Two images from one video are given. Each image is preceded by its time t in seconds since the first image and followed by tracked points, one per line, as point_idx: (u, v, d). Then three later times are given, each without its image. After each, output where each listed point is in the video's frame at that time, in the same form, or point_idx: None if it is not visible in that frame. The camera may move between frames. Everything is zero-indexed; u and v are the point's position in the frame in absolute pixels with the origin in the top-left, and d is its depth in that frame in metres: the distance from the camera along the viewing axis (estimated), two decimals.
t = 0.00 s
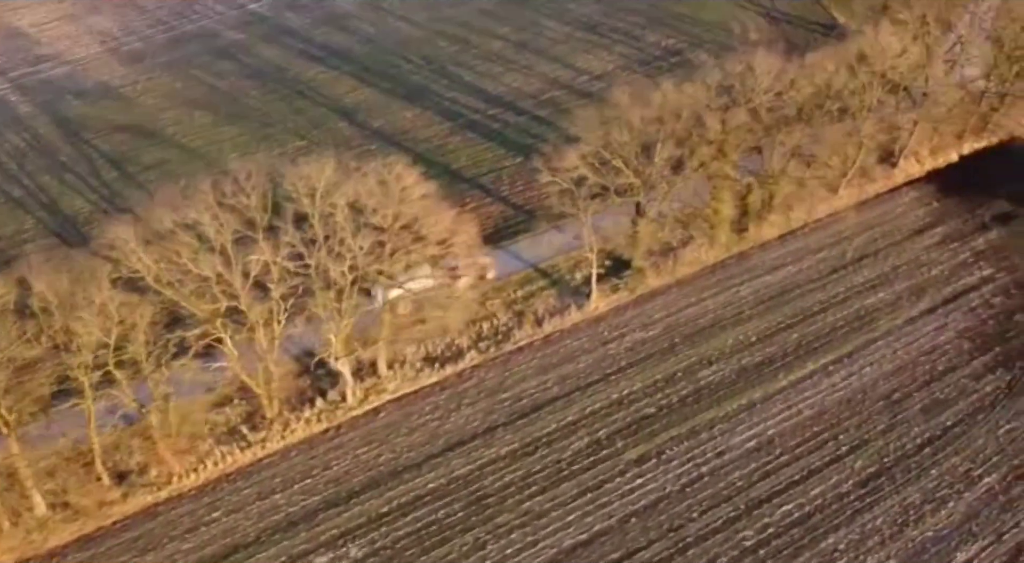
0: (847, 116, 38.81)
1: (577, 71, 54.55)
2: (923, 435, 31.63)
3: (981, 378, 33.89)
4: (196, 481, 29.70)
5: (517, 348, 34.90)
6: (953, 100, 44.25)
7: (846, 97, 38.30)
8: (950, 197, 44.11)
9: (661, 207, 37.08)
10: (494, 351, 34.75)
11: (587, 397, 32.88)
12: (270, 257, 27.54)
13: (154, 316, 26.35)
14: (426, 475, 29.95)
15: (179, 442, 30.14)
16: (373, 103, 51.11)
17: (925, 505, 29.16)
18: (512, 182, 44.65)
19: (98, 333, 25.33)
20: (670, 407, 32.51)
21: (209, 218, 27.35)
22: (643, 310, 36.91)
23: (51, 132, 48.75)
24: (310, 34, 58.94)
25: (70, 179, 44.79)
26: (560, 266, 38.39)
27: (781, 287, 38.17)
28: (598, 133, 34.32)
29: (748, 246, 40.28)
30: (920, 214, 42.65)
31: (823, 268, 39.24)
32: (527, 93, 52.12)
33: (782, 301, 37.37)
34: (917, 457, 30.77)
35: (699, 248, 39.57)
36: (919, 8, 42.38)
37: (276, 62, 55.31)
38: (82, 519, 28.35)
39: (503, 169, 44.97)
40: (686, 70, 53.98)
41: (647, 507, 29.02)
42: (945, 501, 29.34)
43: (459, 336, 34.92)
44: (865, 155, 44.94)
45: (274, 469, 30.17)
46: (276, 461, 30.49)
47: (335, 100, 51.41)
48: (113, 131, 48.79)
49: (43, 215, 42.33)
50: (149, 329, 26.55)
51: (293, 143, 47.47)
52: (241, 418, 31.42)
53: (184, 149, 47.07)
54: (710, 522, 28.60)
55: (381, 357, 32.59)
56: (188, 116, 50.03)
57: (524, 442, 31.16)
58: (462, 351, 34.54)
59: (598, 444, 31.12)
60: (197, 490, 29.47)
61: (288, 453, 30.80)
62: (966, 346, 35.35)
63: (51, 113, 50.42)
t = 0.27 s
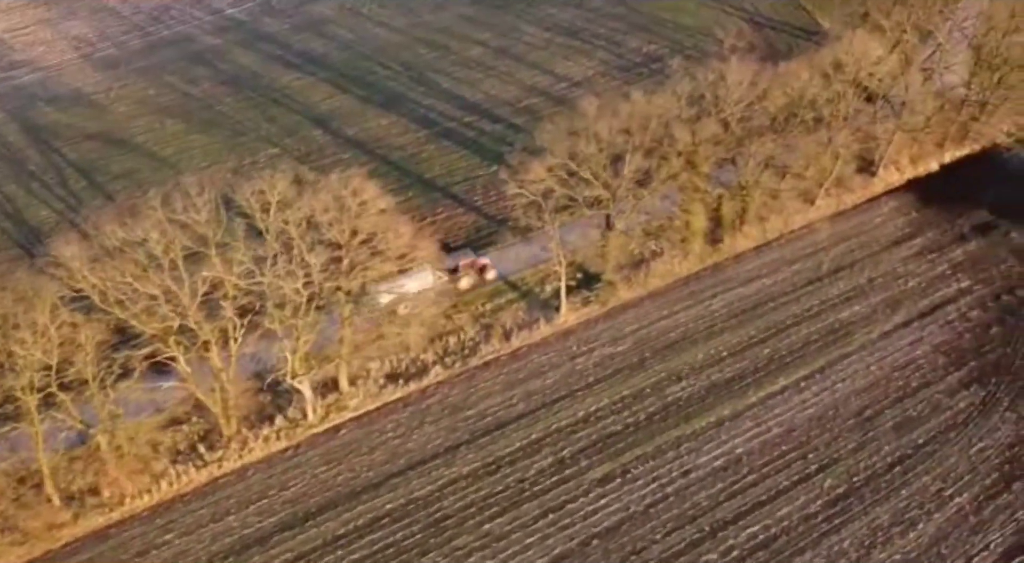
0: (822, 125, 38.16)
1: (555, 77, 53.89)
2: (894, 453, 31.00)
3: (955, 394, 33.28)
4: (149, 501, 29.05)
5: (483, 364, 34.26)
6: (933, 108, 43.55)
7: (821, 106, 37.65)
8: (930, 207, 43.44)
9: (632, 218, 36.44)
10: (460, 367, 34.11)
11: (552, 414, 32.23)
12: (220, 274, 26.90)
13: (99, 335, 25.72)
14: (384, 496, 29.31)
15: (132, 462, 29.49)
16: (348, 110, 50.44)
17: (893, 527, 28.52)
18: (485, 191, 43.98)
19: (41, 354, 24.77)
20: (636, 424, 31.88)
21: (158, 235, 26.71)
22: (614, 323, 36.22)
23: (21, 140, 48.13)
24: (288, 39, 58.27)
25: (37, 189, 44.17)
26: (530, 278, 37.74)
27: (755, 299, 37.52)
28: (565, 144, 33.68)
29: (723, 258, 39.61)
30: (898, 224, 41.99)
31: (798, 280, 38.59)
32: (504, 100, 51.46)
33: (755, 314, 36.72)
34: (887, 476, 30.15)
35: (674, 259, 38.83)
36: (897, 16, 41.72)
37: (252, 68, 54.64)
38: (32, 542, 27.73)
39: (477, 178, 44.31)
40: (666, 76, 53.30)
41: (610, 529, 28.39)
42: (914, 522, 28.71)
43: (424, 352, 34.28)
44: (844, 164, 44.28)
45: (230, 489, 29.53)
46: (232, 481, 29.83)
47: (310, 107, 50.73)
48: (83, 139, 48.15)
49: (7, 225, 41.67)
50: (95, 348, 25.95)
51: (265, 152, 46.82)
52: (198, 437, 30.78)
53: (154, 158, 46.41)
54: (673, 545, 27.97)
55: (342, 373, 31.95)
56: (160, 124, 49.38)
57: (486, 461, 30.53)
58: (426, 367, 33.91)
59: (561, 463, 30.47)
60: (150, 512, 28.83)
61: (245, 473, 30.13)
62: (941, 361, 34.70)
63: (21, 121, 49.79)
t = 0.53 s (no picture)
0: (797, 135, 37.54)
1: (535, 83, 53.25)
2: (865, 472, 30.37)
3: (929, 410, 32.63)
4: (102, 523, 28.45)
5: (449, 380, 33.64)
6: (913, 116, 42.95)
7: (795, 116, 37.02)
8: (911, 216, 42.78)
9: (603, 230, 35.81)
10: (425, 383, 33.49)
11: (518, 431, 31.59)
12: (172, 292, 26.27)
13: (44, 355, 25.13)
14: (343, 518, 28.71)
15: (85, 482, 28.88)
16: (324, 117, 49.80)
17: (862, 550, 27.92)
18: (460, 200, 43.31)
19: None
20: (604, 442, 31.24)
21: (106, 253, 26.08)
22: (585, 337, 35.55)
23: None
24: (266, 44, 57.61)
25: (5, 199, 43.55)
26: (501, 291, 37.08)
27: (729, 312, 36.88)
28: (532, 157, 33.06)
29: (698, 269, 38.96)
30: (877, 235, 41.34)
31: (773, 292, 37.95)
32: (482, 108, 50.83)
33: (728, 328, 36.07)
34: (858, 496, 29.53)
35: (648, 270, 38.15)
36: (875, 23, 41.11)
37: (228, 74, 53.98)
38: None
39: (451, 187, 43.66)
40: (647, 82, 52.67)
41: (572, 552, 27.79)
42: (884, 545, 28.11)
43: (390, 368, 33.66)
44: (823, 172, 43.64)
45: (186, 511, 28.91)
46: (188, 501, 29.21)
47: (285, 114, 50.08)
48: (54, 147, 47.53)
49: None
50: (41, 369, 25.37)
51: (237, 160, 46.19)
52: (154, 456, 30.16)
53: (124, 167, 45.79)
54: None
55: (303, 391, 31.33)
56: (132, 132, 48.74)
57: (448, 481, 29.91)
58: (391, 383, 33.26)
59: (525, 482, 29.84)
60: (103, 534, 28.22)
61: (202, 493, 29.49)
62: (916, 376, 34.06)
63: None
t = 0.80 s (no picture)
0: (768, 147, 36.84)
1: (511, 91, 52.55)
2: (833, 495, 29.66)
3: (901, 429, 31.91)
4: (48, 549, 27.75)
5: (412, 398, 32.91)
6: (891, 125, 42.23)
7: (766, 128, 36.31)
8: (888, 228, 42.05)
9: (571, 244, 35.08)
10: (387, 401, 32.74)
11: (479, 453, 30.87)
12: (116, 314, 25.57)
13: None
14: (296, 544, 28.04)
15: (32, 507, 28.18)
16: (296, 126, 49.09)
17: None
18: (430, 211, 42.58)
19: None
20: (566, 463, 30.52)
21: (47, 274, 25.38)
22: (551, 353, 34.80)
23: None
24: (240, 51, 56.87)
25: None
26: (468, 305, 36.29)
27: (699, 328, 36.14)
28: (495, 170, 32.35)
29: (670, 283, 38.20)
30: (854, 247, 40.60)
31: (746, 306, 37.20)
32: (456, 116, 50.11)
33: (698, 344, 35.34)
34: (825, 520, 28.83)
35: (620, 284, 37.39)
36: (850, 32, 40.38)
37: (200, 82, 53.22)
38: None
39: (421, 198, 42.92)
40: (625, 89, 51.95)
41: None
42: None
43: (351, 386, 32.93)
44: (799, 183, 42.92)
45: (135, 536, 28.19)
46: (138, 526, 28.49)
47: (256, 123, 49.34)
48: (20, 158, 46.84)
49: None
50: None
51: (206, 170, 45.48)
52: (105, 478, 29.43)
53: (91, 177, 45.09)
54: None
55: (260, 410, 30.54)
56: (100, 141, 48.01)
57: (405, 505, 29.21)
58: (351, 402, 32.51)
59: (484, 506, 29.13)
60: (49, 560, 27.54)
61: (152, 517, 28.76)
62: (889, 394, 33.33)
63: None
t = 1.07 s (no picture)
0: (746, 156, 36.24)
1: (493, 97, 51.93)
2: (808, 513, 29.10)
3: (879, 445, 31.33)
4: None
5: (381, 413, 32.31)
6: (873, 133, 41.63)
7: (744, 137, 35.70)
8: (871, 236, 41.39)
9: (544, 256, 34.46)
10: (356, 416, 32.14)
11: (448, 469, 30.30)
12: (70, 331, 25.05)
13: None
14: None
15: None
16: (274, 132, 48.50)
17: None
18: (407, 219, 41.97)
19: None
20: (536, 480, 29.95)
21: None
22: (525, 366, 34.19)
23: None
24: (221, 55, 56.26)
25: None
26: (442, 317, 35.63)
27: (677, 340, 35.54)
28: (466, 182, 31.78)
29: (648, 294, 37.58)
30: (835, 256, 39.97)
31: (724, 318, 36.60)
32: (437, 122, 49.48)
33: (675, 357, 34.74)
34: (798, 540, 28.29)
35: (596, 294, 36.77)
36: (831, 39, 39.81)
37: (179, 87, 52.61)
38: None
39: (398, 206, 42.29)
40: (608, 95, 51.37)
41: None
42: None
43: (320, 401, 32.33)
44: (781, 192, 42.31)
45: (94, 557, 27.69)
46: (97, 546, 27.98)
47: (234, 129, 48.76)
48: None
49: None
50: None
51: (181, 178, 44.92)
52: (65, 496, 28.93)
53: (65, 185, 44.57)
54: None
55: (225, 427, 30.00)
56: (76, 148, 47.45)
57: (371, 524, 28.69)
58: (320, 417, 31.92)
59: (451, 525, 28.60)
60: None
61: (112, 536, 28.23)
62: (867, 408, 32.75)
63: None
